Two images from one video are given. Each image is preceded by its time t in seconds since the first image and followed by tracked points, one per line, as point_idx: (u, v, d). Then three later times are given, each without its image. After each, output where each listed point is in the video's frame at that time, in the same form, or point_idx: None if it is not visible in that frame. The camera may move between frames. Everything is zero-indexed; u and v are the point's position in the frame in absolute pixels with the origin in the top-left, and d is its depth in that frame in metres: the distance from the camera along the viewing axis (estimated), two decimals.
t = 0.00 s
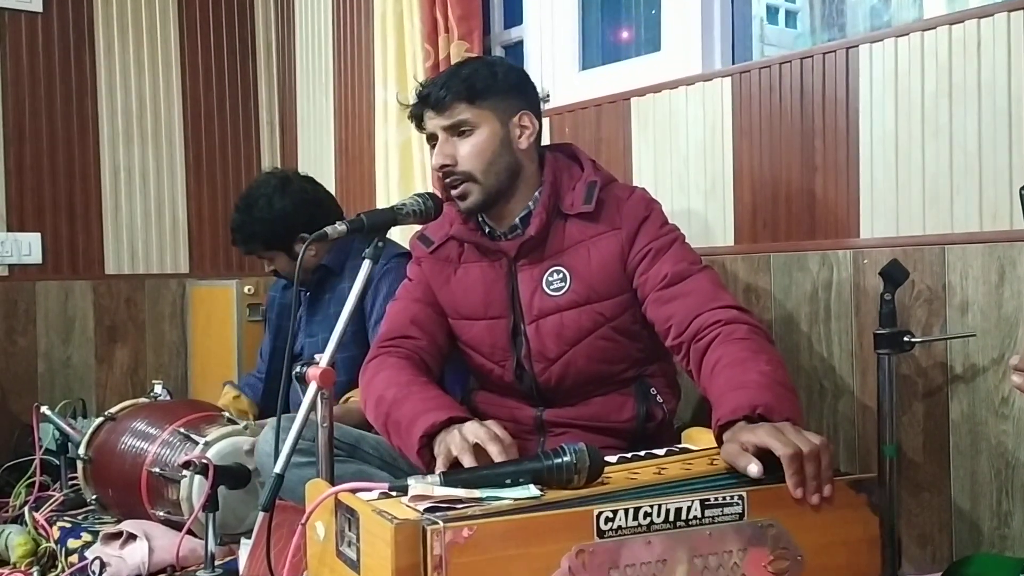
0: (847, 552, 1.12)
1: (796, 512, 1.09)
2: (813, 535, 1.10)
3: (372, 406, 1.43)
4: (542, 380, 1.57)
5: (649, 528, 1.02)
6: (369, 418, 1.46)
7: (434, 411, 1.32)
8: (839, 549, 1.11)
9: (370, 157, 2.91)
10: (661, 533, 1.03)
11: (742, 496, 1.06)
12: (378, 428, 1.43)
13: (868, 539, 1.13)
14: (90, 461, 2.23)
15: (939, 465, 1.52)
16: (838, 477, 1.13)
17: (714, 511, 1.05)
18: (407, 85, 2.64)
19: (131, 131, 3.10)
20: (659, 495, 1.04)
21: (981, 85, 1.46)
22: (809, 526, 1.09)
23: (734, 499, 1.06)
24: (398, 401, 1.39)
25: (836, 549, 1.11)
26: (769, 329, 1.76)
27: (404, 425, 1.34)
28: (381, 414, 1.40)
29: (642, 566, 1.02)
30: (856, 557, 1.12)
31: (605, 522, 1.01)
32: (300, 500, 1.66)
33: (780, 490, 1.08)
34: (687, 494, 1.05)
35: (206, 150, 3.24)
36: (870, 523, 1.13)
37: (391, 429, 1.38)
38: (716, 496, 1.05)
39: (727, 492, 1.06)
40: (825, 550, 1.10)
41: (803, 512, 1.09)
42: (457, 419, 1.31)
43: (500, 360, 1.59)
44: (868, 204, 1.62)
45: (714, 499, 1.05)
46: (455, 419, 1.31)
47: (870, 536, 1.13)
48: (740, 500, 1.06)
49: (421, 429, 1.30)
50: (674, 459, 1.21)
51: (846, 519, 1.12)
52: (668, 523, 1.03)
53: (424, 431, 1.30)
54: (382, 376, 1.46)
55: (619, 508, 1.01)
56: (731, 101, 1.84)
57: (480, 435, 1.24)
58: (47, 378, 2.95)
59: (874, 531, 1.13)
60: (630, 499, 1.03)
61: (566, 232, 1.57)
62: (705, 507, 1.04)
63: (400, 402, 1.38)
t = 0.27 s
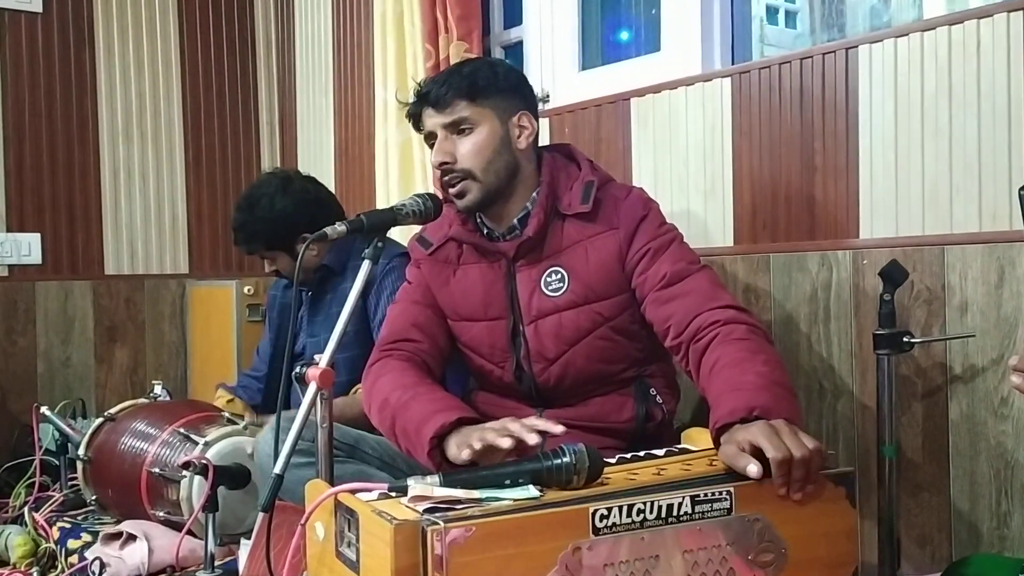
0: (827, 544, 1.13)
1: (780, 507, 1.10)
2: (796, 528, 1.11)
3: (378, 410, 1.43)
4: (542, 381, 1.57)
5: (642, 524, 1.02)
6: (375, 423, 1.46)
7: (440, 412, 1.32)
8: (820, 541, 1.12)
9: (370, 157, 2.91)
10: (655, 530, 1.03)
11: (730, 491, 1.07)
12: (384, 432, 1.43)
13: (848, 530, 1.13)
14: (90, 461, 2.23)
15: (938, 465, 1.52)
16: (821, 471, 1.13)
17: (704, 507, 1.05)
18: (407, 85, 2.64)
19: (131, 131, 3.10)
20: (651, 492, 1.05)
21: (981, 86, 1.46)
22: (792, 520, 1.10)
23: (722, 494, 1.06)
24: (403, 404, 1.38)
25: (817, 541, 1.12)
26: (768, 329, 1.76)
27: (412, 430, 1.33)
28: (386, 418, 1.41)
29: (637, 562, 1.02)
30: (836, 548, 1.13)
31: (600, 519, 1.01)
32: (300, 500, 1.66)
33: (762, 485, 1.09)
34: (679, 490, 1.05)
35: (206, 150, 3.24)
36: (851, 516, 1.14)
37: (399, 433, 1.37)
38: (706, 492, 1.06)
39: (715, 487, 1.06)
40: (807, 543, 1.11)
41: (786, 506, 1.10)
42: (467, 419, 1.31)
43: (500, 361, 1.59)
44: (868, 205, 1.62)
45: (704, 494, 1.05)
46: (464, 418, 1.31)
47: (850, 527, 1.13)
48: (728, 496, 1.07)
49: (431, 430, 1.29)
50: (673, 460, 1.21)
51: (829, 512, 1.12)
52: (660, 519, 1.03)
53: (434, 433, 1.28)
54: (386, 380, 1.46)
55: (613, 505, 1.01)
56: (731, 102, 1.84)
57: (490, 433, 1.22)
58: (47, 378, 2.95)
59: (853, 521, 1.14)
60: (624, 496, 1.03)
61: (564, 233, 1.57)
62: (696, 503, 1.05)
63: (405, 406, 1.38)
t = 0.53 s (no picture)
0: (864, 562, 1.12)
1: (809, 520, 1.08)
2: (827, 543, 1.09)
3: (382, 411, 1.44)
4: (542, 381, 1.57)
5: (655, 533, 1.02)
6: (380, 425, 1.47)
7: (444, 411, 1.33)
8: (857, 556, 1.11)
9: (371, 158, 2.91)
10: (668, 539, 1.02)
11: (754, 502, 1.06)
12: (389, 433, 1.43)
13: (888, 548, 1.12)
14: (90, 462, 2.23)
15: (939, 466, 1.52)
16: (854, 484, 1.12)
17: (723, 518, 1.05)
18: (407, 86, 2.64)
19: (131, 131, 3.10)
20: (667, 501, 1.04)
21: (981, 87, 1.46)
22: (824, 534, 1.09)
23: (745, 505, 1.05)
24: (407, 406, 1.39)
25: (852, 556, 1.11)
26: (768, 330, 1.76)
27: (417, 432, 1.33)
28: (391, 420, 1.41)
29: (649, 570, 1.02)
30: (873, 566, 1.12)
31: (609, 526, 1.01)
32: (301, 501, 1.66)
33: (790, 496, 1.08)
34: (696, 500, 1.04)
35: (206, 150, 3.25)
36: (889, 532, 1.12)
37: (404, 435, 1.38)
38: (727, 502, 1.05)
39: (738, 498, 1.05)
40: (841, 558, 1.10)
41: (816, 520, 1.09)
42: (471, 417, 1.32)
43: (501, 361, 1.59)
44: (868, 206, 1.63)
45: (723, 505, 1.05)
46: (469, 416, 1.32)
47: (889, 544, 1.12)
48: (751, 507, 1.06)
49: (436, 429, 1.30)
50: (672, 460, 1.21)
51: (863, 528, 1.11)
52: (675, 528, 1.03)
53: (439, 433, 1.30)
54: (389, 382, 1.47)
55: (624, 512, 1.01)
56: (731, 102, 1.84)
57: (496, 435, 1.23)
58: (47, 378, 2.95)
59: (894, 539, 1.13)
60: (636, 503, 1.03)
61: (562, 233, 1.57)
62: (714, 513, 1.04)
63: (410, 406, 1.39)
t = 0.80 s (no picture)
0: (859, 561, 1.12)
1: (806, 519, 1.09)
2: (823, 542, 1.10)
3: (395, 412, 1.45)
4: (542, 383, 1.57)
5: (655, 533, 1.02)
6: (393, 426, 1.48)
7: (455, 404, 1.34)
8: (852, 556, 1.11)
9: (373, 158, 2.91)
10: (668, 539, 1.02)
11: (751, 502, 1.06)
12: (402, 433, 1.44)
13: (882, 546, 1.12)
14: (93, 462, 2.23)
15: (941, 468, 1.52)
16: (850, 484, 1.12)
17: (722, 518, 1.05)
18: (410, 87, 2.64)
19: (134, 132, 3.11)
20: (667, 501, 1.04)
21: (984, 88, 1.46)
22: (819, 532, 1.09)
23: (743, 505, 1.05)
24: (416, 404, 1.40)
25: (847, 556, 1.11)
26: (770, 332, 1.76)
27: (430, 428, 1.34)
28: (403, 420, 1.42)
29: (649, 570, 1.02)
30: (869, 564, 1.12)
31: (610, 527, 1.01)
32: (303, 502, 1.66)
33: (790, 498, 1.08)
34: (695, 500, 1.04)
35: (209, 151, 3.25)
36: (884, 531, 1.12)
37: (417, 433, 1.39)
38: (725, 502, 1.05)
39: (736, 498, 1.05)
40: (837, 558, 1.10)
41: (813, 519, 1.09)
42: (483, 408, 1.33)
43: (502, 360, 1.59)
44: (871, 207, 1.63)
45: (722, 505, 1.05)
46: (480, 407, 1.33)
47: (884, 542, 1.12)
48: (749, 507, 1.06)
49: (451, 421, 1.31)
50: (674, 462, 1.21)
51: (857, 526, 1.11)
52: (675, 529, 1.03)
53: (452, 424, 1.31)
54: (399, 382, 1.47)
55: (624, 513, 1.01)
56: (734, 103, 1.84)
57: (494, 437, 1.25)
58: (50, 379, 2.96)
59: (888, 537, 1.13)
60: (636, 504, 1.03)
61: (560, 235, 1.57)
62: (713, 513, 1.04)
63: (420, 405, 1.39)
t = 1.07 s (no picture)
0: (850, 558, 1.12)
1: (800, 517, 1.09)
2: (816, 540, 1.10)
3: (401, 416, 1.45)
4: (543, 384, 1.57)
5: (654, 532, 1.02)
6: (401, 430, 1.48)
7: (461, 406, 1.34)
8: (844, 554, 1.11)
9: (375, 159, 2.91)
10: (667, 538, 1.03)
11: (747, 501, 1.06)
12: (410, 435, 1.44)
13: (873, 543, 1.13)
14: (95, 463, 2.23)
15: (944, 469, 1.52)
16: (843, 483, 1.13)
17: (718, 517, 1.05)
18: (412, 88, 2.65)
19: (137, 132, 3.11)
20: (664, 501, 1.04)
21: (986, 90, 1.47)
22: (813, 531, 1.10)
23: (739, 504, 1.06)
24: (422, 406, 1.40)
25: (839, 553, 1.11)
26: (772, 334, 1.76)
27: (437, 430, 1.34)
28: (410, 424, 1.42)
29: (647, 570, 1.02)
30: (859, 562, 1.12)
31: (610, 527, 1.01)
32: (305, 503, 1.67)
33: (785, 498, 1.08)
34: (692, 499, 1.05)
35: (211, 152, 3.25)
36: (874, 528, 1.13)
37: (424, 436, 1.39)
38: (721, 501, 1.05)
39: (732, 497, 1.06)
40: (829, 556, 1.11)
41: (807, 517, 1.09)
42: (488, 410, 1.33)
43: (503, 360, 1.59)
44: (873, 209, 1.63)
45: (718, 504, 1.05)
46: (486, 409, 1.33)
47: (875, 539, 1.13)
48: (744, 506, 1.06)
49: (455, 425, 1.31)
50: (677, 464, 1.21)
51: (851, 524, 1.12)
52: (673, 528, 1.03)
53: (459, 426, 1.31)
54: (405, 386, 1.48)
55: (624, 513, 1.01)
56: (735, 104, 1.84)
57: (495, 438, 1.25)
58: (52, 380, 2.96)
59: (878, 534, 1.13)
60: (634, 504, 1.03)
61: (556, 237, 1.57)
62: (709, 512, 1.05)
63: (424, 408, 1.40)
